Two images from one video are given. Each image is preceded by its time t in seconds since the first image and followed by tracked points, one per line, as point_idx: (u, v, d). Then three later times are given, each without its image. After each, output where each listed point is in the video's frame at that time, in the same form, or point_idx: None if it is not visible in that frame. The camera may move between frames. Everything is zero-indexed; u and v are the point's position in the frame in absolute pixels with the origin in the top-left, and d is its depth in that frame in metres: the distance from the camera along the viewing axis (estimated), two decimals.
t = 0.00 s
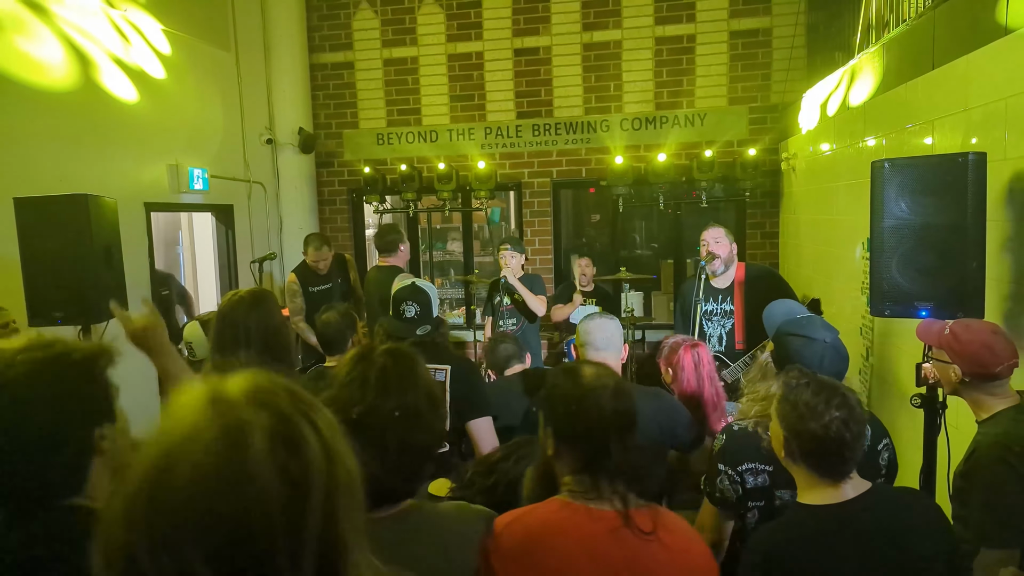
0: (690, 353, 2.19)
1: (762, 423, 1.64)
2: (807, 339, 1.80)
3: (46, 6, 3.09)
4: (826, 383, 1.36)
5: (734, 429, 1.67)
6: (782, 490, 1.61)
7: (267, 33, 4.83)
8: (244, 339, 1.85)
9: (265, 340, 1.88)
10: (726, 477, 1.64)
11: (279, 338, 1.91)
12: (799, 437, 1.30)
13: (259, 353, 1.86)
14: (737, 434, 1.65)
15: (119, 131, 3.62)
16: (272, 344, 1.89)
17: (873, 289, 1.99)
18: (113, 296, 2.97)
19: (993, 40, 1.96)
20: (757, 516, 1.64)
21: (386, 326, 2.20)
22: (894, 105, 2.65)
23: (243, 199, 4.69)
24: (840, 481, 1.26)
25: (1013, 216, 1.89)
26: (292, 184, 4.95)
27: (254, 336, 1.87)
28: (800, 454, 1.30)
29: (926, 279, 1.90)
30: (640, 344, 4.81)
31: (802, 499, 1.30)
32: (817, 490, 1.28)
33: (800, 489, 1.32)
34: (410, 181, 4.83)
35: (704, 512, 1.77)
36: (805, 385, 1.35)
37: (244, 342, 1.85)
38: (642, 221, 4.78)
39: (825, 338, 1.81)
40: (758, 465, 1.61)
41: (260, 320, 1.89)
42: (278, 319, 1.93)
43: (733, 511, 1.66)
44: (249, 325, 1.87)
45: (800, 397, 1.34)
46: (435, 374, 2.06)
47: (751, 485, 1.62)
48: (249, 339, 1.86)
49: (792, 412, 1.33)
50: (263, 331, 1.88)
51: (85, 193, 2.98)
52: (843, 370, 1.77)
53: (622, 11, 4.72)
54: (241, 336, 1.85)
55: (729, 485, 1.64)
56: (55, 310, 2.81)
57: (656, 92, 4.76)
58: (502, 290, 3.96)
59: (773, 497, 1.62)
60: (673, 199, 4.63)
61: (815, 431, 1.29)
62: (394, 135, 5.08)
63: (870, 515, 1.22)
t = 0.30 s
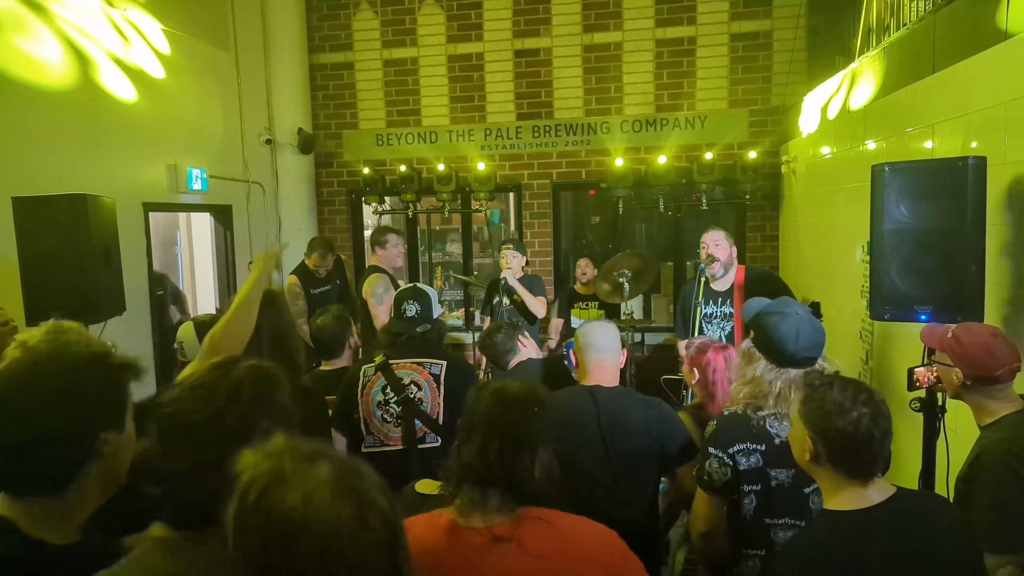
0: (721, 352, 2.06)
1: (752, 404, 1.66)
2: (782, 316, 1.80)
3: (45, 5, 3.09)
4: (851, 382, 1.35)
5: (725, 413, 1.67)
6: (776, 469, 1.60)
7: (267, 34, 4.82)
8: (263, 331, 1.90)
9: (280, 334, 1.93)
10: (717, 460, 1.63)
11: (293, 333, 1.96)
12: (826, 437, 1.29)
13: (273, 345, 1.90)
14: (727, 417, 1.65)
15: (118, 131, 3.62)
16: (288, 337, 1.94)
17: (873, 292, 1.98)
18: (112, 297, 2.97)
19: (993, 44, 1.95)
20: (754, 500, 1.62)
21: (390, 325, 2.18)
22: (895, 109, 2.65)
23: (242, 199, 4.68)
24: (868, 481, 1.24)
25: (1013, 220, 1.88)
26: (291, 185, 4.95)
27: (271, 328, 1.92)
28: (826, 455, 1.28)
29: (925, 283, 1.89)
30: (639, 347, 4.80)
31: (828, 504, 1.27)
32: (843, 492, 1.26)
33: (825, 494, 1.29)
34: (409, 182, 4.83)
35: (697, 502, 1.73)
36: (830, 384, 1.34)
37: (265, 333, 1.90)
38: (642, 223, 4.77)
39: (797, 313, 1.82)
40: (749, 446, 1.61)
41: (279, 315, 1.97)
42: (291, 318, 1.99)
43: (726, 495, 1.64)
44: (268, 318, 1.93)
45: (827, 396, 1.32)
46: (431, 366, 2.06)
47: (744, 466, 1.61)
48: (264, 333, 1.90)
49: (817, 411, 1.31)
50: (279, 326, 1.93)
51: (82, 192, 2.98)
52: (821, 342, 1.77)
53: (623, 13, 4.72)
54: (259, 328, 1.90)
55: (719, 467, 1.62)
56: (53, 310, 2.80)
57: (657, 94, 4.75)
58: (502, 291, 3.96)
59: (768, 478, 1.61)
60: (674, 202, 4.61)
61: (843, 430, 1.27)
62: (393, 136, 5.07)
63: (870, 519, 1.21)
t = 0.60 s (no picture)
0: (741, 356, 1.99)
1: (757, 402, 1.66)
2: (803, 324, 1.74)
3: (47, 8, 3.10)
4: (863, 380, 1.36)
5: (728, 408, 1.69)
6: (773, 468, 1.60)
7: (268, 36, 4.83)
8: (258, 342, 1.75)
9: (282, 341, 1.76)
10: (715, 453, 1.66)
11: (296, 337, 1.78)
12: (839, 436, 1.29)
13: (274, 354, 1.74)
14: (729, 412, 1.67)
15: (119, 133, 3.63)
16: (288, 343, 1.77)
17: (873, 294, 1.98)
18: (114, 299, 2.98)
19: (993, 46, 1.95)
20: (751, 496, 1.64)
21: (386, 330, 2.17)
22: (895, 110, 2.65)
23: (243, 201, 4.69)
24: (881, 478, 1.25)
25: (1014, 221, 1.89)
26: (292, 187, 4.96)
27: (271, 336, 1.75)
28: (839, 453, 1.29)
29: (926, 284, 1.89)
30: (640, 348, 4.81)
31: (840, 503, 1.28)
32: (855, 491, 1.27)
33: (835, 493, 1.30)
34: (409, 184, 4.84)
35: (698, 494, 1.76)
36: (844, 383, 1.35)
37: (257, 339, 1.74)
38: (642, 224, 4.78)
39: (819, 323, 1.76)
40: (747, 443, 1.62)
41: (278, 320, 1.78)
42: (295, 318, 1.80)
43: (722, 488, 1.67)
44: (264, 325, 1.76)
45: (839, 395, 1.33)
46: (434, 373, 2.06)
47: (742, 462, 1.63)
48: (267, 338, 1.75)
49: (831, 410, 1.32)
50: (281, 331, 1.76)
51: (84, 195, 2.98)
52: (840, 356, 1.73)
53: (623, 16, 4.73)
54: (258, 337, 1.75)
55: (717, 461, 1.66)
56: (55, 311, 2.81)
57: (657, 96, 4.76)
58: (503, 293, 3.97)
59: (766, 476, 1.61)
60: (674, 203, 4.63)
61: (857, 427, 1.27)
62: (394, 139, 5.08)
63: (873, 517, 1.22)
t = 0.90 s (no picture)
0: (750, 356, 1.96)
1: (767, 411, 1.65)
2: (803, 320, 1.80)
3: (49, 5, 3.10)
4: (859, 380, 1.36)
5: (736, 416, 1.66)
6: (775, 478, 1.58)
7: (270, 34, 4.83)
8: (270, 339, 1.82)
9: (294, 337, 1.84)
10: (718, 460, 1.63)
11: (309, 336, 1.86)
12: (831, 432, 1.30)
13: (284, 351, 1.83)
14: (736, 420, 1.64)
15: (120, 131, 3.62)
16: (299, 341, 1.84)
17: (875, 294, 1.97)
18: (114, 297, 2.98)
19: (996, 46, 1.94)
20: (751, 504, 1.62)
21: (379, 334, 2.17)
22: (898, 111, 2.64)
23: (244, 200, 4.69)
24: (870, 478, 1.26)
25: (1016, 223, 1.88)
26: (293, 185, 4.96)
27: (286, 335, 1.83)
28: (830, 451, 1.30)
29: (927, 285, 1.88)
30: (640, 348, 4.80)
31: (829, 499, 1.30)
32: (844, 487, 1.28)
33: (827, 489, 1.32)
34: (411, 183, 4.81)
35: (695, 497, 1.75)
36: (836, 381, 1.36)
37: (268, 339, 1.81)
38: (644, 224, 4.77)
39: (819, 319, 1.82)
40: (753, 453, 1.59)
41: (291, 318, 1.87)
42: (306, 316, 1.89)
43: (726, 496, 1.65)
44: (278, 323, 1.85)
45: (834, 392, 1.34)
46: (433, 379, 2.05)
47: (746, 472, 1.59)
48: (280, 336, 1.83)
49: (824, 407, 1.33)
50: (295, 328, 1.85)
51: (85, 192, 2.98)
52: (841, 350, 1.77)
53: (625, 15, 4.71)
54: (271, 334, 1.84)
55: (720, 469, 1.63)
56: (55, 309, 2.80)
57: (658, 95, 4.75)
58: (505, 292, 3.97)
59: (768, 486, 1.59)
60: (675, 203, 4.61)
61: (848, 426, 1.28)
62: (395, 137, 5.08)
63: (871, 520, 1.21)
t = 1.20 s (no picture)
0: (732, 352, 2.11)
1: (761, 398, 1.68)
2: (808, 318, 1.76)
3: (51, 6, 3.11)
4: (842, 377, 1.34)
5: (731, 404, 1.70)
6: (775, 463, 1.61)
7: (272, 34, 4.84)
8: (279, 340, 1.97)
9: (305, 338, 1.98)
10: (718, 447, 1.68)
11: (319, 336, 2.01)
12: (812, 428, 1.29)
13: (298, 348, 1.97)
14: (732, 407, 1.69)
15: (123, 131, 3.63)
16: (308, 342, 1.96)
17: (878, 291, 1.98)
18: (118, 297, 2.99)
19: (999, 42, 1.94)
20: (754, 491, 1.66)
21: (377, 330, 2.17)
22: (899, 106, 2.64)
23: (246, 199, 4.70)
24: (849, 475, 1.25)
25: (1019, 219, 1.88)
26: (295, 184, 4.97)
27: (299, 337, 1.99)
28: (811, 446, 1.29)
29: (931, 281, 1.88)
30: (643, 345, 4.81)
31: (811, 494, 1.29)
32: (824, 483, 1.27)
33: (808, 483, 1.31)
34: (413, 181, 4.79)
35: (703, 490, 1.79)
36: (821, 378, 1.34)
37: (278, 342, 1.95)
38: (646, 221, 4.78)
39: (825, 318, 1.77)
40: (751, 437, 1.63)
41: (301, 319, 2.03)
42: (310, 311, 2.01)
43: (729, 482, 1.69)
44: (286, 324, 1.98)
45: (815, 389, 1.32)
46: (430, 373, 2.06)
47: (744, 457, 1.64)
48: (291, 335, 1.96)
49: (807, 404, 1.31)
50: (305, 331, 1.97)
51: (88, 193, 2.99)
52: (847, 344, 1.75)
53: (626, 12, 4.71)
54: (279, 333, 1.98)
55: (720, 455, 1.68)
56: (60, 308, 2.82)
57: (660, 93, 4.75)
58: (507, 290, 3.98)
59: (768, 471, 1.63)
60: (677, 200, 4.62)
61: (828, 422, 1.27)
62: (397, 136, 5.08)
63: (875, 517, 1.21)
